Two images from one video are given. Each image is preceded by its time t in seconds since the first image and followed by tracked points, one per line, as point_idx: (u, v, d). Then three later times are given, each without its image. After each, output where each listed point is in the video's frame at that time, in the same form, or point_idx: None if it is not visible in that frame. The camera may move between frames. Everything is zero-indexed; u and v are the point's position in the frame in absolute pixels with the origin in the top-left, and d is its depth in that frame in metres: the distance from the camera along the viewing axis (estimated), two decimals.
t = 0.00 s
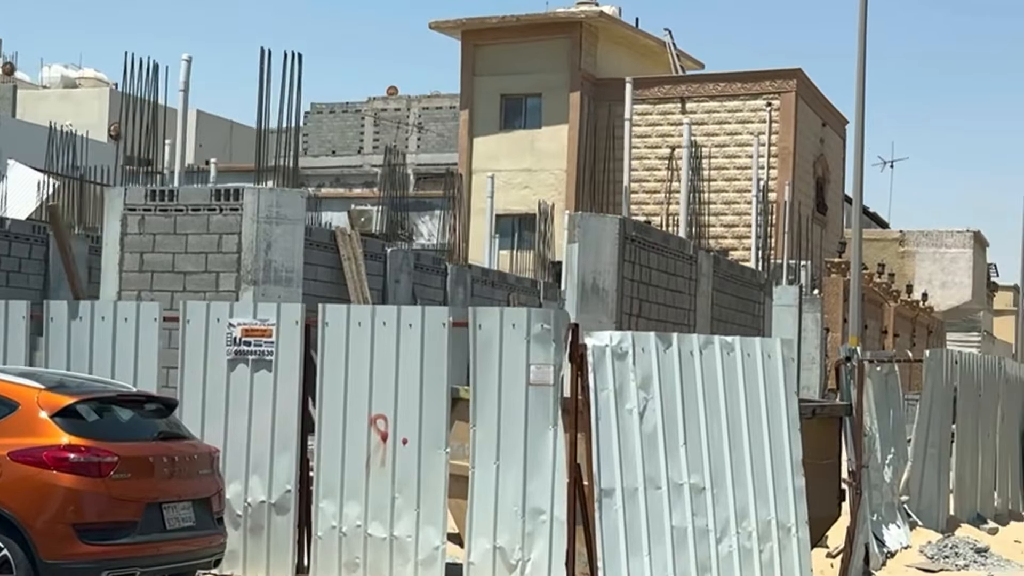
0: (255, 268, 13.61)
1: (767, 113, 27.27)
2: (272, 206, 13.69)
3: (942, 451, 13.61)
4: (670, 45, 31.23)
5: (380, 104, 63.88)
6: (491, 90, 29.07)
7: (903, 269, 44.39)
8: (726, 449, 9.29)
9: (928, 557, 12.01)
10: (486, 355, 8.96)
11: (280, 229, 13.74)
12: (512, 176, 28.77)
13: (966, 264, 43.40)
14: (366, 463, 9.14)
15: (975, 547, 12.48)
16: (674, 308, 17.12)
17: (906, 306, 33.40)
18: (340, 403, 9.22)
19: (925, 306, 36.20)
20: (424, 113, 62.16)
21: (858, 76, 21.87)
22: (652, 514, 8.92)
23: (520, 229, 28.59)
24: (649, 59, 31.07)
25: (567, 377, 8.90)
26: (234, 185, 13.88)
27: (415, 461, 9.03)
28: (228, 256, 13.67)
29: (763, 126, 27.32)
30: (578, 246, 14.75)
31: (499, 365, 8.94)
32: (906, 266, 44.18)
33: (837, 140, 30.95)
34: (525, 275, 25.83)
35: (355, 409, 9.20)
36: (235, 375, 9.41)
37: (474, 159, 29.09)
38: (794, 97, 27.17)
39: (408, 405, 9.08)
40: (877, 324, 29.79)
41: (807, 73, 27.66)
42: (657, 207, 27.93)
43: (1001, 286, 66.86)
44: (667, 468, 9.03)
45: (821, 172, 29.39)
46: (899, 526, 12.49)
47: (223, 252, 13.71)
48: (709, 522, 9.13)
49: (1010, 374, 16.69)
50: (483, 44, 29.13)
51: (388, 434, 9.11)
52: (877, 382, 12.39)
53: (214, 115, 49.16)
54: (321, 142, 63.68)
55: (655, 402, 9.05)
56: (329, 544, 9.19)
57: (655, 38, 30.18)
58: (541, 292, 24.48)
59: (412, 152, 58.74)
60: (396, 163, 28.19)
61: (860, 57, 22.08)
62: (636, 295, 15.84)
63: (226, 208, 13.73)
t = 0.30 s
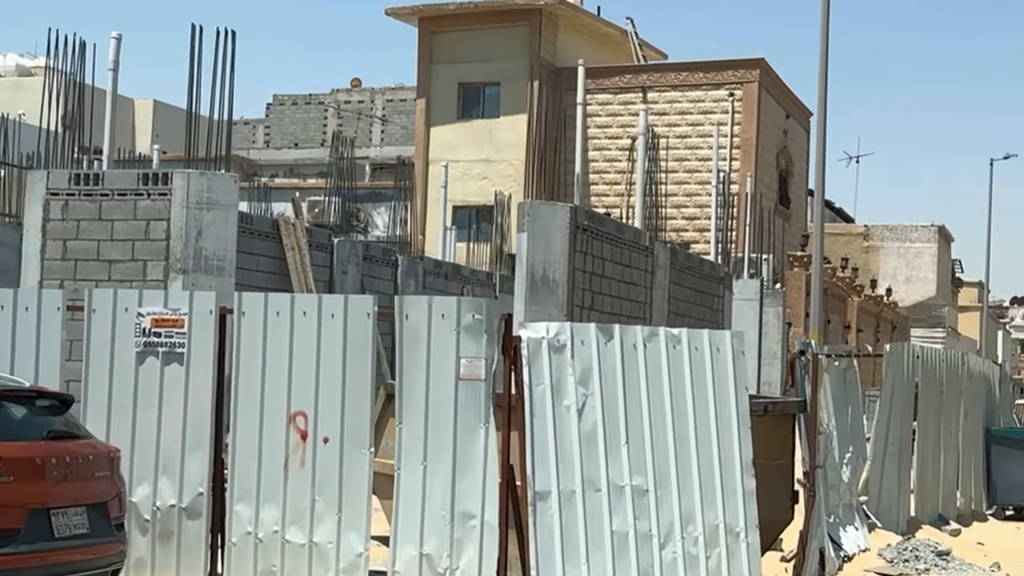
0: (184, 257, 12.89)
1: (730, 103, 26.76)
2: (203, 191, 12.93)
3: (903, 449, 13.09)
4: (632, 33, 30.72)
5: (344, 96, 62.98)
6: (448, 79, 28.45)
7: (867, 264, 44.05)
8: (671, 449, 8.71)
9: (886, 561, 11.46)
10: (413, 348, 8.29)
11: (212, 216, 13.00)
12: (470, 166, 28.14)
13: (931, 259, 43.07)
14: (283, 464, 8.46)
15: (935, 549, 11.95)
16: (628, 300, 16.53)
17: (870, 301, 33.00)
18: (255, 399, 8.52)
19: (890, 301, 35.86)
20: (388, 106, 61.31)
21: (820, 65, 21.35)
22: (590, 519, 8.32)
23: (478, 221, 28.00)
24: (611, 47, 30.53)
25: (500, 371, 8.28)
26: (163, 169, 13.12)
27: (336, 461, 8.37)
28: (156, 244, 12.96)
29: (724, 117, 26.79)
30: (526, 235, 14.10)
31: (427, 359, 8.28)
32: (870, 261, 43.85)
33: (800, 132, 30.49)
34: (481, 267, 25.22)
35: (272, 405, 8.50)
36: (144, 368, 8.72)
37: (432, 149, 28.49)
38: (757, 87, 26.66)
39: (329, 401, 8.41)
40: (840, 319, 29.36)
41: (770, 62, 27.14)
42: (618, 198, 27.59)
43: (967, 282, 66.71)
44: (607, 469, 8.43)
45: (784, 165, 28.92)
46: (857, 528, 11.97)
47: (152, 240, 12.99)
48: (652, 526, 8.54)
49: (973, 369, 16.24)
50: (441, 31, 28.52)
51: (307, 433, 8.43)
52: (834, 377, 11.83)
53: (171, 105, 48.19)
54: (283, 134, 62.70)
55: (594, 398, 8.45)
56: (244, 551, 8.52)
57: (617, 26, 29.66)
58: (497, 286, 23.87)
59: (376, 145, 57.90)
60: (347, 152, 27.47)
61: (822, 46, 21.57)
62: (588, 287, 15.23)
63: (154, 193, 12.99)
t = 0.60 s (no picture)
0: (95, 241, 12.14)
1: (684, 91, 26.27)
2: (116, 171, 12.16)
3: (852, 445, 12.56)
4: (585, 19, 30.18)
5: (300, 86, 61.96)
6: (397, 63, 27.71)
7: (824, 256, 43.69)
8: (598, 447, 8.10)
9: (834, 565, 10.95)
10: (318, 337, 7.61)
11: (125, 197, 12.25)
12: (418, 154, 27.45)
13: (888, 251, 42.79)
14: (176, 463, 7.74)
15: (884, 549, 11.44)
16: (571, 289, 15.89)
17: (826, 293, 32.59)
18: (145, 392, 7.79)
19: (847, 294, 35.52)
20: (345, 96, 60.38)
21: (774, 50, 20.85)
22: (509, 524, 7.68)
23: (426, 210, 27.33)
24: (564, 33, 29.96)
25: (412, 363, 7.61)
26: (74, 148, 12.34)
27: (233, 461, 7.66)
28: (65, 227, 12.19)
29: (679, 105, 26.32)
30: (462, 221, 13.47)
31: (332, 349, 7.60)
32: (827, 254, 43.49)
33: (756, 121, 30.00)
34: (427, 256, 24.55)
35: (164, 400, 7.78)
36: (27, 358, 8.00)
37: (379, 136, 27.76)
38: (712, 74, 26.12)
39: (225, 395, 7.70)
40: (795, 312, 28.93)
41: (725, 49, 26.62)
42: (570, 187, 27.23)
43: (926, 275, 66.65)
44: (528, 469, 7.79)
45: (739, 155, 28.44)
46: (803, 529, 11.42)
47: (60, 223, 12.22)
48: (578, 531, 7.92)
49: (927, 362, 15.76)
50: (389, 15, 27.79)
51: (202, 430, 7.72)
52: (781, 370, 11.28)
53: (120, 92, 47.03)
54: (239, 123, 61.61)
55: (515, 392, 7.83)
56: (132, 558, 7.82)
57: (569, 11, 29.09)
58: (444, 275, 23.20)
59: (332, 135, 56.94)
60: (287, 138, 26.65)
61: (776, 31, 21.07)
62: (528, 275, 14.61)
63: (64, 174, 12.20)
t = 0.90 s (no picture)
0: None
1: (636, 75, 25.67)
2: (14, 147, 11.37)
3: (797, 438, 11.97)
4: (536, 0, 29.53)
5: (254, 71, 60.76)
6: (342, 44, 26.95)
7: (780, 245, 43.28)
8: (514, 443, 7.47)
9: (775, 565, 10.40)
10: (203, 321, 6.87)
11: (25, 175, 11.47)
12: (364, 138, 26.69)
13: (844, 240, 42.46)
14: (48, 462, 7.03)
15: (829, 548, 10.87)
16: (508, 275, 15.17)
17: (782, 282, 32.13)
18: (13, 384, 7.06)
19: (802, 284, 35.11)
20: (300, 81, 59.28)
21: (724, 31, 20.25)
22: (413, 528, 7.03)
23: (372, 195, 26.60)
24: (515, 15, 29.31)
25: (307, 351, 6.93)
26: None
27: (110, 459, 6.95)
28: None
29: (631, 89, 25.71)
30: (392, 202, 12.52)
31: (220, 336, 6.88)
32: (783, 242, 43.10)
33: (711, 106, 29.41)
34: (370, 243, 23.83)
35: (34, 392, 7.05)
36: None
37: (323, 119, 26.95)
38: (664, 58, 25.52)
39: (101, 386, 6.98)
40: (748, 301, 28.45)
41: (678, 32, 26.01)
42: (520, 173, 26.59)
43: (883, 265, 66.56)
44: (435, 467, 7.13)
45: (693, 141, 27.87)
46: (743, 527, 10.86)
47: None
48: (490, 535, 7.28)
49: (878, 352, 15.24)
50: None
51: (77, 425, 7.02)
52: (721, 359, 10.68)
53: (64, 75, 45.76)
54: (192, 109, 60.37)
55: (421, 382, 7.16)
56: None
57: None
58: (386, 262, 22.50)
59: (285, 120, 55.84)
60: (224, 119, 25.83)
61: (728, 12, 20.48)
62: (461, 259, 13.90)
63: None
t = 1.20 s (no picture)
0: None
1: (585, 55, 25.08)
2: None
3: (738, 429, 11.37)
4: None
5: (206, 53, 59.48)
6: (283, 21, 26.23)
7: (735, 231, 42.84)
8: (417, 437, 6.80)
9: (709, 563, 9.81)
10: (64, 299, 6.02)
11: None
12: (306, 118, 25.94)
13: (799, 227, 42.10)
14: None
15: (770, 545, 10.26)
16: (440, 257, 14.46)
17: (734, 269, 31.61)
18: None
19: (755, 270, 34.68)
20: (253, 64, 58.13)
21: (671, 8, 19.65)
22: (300, 530, 6.34)
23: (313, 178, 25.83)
24: None
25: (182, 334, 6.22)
26: None
27: None
28: None
29: (580, 70, 25.13)
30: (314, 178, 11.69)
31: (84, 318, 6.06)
32: (738, 228, 42.66)
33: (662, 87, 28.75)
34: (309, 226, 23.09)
35: None
36: None
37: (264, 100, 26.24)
38: (614, 38, 24.95)
39: None
40: (700, 287, 27.89)
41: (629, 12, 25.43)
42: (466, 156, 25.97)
43: (839, 253, 66.47)
44: (327, 464, 6.44)
45: (644, 124, 27.28)
46: (679, 523, 10.27)
47: None
48: (388, 536, 6.61)
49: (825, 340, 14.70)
50: None
51: None
52: (656, 347, 10.06)
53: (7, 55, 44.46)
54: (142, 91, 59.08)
55: (311, 369, 6.46)
56: None
57: None
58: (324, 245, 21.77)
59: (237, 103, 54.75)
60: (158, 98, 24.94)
61: None
62: (388, 238, 13.15)
63: None
